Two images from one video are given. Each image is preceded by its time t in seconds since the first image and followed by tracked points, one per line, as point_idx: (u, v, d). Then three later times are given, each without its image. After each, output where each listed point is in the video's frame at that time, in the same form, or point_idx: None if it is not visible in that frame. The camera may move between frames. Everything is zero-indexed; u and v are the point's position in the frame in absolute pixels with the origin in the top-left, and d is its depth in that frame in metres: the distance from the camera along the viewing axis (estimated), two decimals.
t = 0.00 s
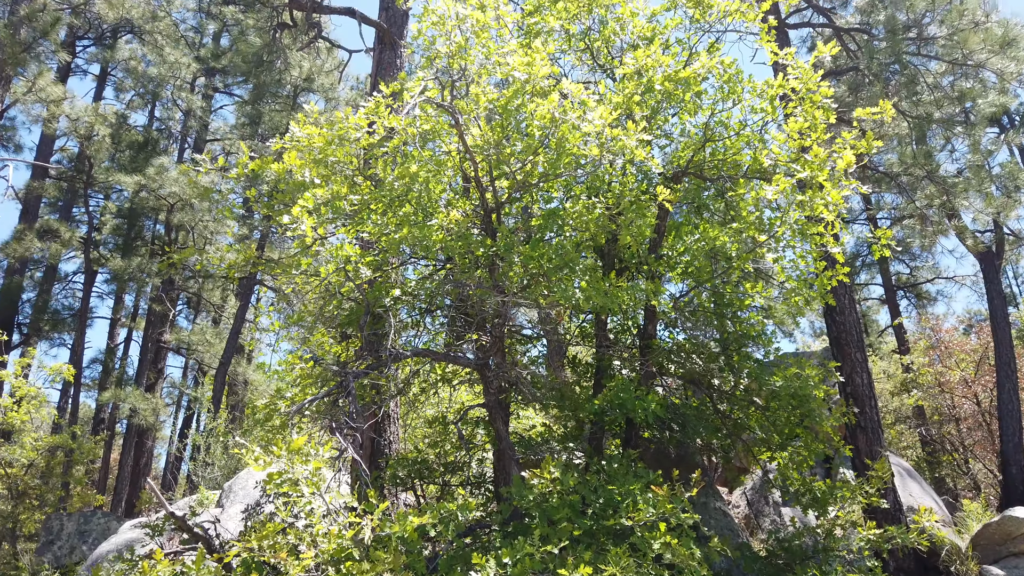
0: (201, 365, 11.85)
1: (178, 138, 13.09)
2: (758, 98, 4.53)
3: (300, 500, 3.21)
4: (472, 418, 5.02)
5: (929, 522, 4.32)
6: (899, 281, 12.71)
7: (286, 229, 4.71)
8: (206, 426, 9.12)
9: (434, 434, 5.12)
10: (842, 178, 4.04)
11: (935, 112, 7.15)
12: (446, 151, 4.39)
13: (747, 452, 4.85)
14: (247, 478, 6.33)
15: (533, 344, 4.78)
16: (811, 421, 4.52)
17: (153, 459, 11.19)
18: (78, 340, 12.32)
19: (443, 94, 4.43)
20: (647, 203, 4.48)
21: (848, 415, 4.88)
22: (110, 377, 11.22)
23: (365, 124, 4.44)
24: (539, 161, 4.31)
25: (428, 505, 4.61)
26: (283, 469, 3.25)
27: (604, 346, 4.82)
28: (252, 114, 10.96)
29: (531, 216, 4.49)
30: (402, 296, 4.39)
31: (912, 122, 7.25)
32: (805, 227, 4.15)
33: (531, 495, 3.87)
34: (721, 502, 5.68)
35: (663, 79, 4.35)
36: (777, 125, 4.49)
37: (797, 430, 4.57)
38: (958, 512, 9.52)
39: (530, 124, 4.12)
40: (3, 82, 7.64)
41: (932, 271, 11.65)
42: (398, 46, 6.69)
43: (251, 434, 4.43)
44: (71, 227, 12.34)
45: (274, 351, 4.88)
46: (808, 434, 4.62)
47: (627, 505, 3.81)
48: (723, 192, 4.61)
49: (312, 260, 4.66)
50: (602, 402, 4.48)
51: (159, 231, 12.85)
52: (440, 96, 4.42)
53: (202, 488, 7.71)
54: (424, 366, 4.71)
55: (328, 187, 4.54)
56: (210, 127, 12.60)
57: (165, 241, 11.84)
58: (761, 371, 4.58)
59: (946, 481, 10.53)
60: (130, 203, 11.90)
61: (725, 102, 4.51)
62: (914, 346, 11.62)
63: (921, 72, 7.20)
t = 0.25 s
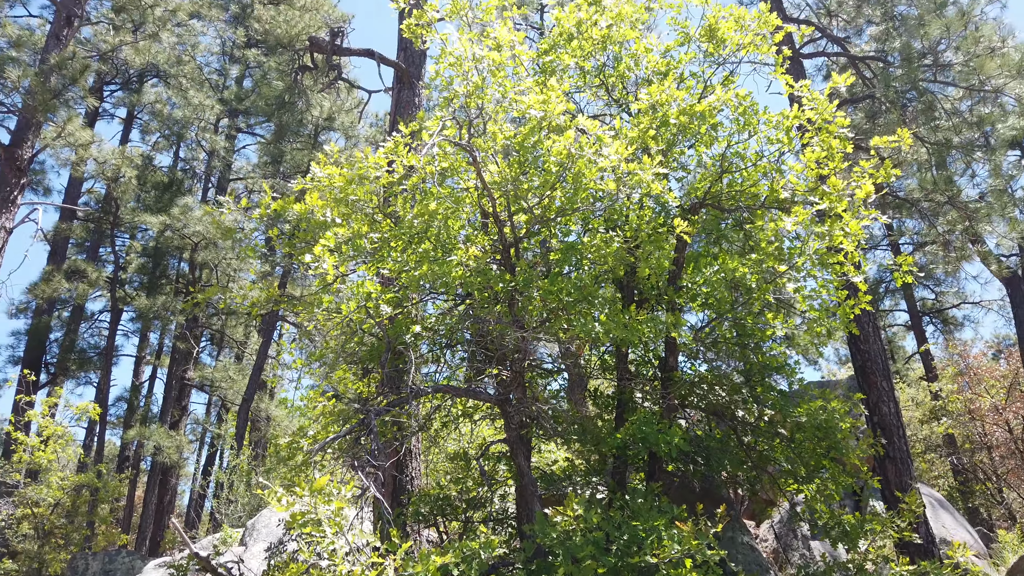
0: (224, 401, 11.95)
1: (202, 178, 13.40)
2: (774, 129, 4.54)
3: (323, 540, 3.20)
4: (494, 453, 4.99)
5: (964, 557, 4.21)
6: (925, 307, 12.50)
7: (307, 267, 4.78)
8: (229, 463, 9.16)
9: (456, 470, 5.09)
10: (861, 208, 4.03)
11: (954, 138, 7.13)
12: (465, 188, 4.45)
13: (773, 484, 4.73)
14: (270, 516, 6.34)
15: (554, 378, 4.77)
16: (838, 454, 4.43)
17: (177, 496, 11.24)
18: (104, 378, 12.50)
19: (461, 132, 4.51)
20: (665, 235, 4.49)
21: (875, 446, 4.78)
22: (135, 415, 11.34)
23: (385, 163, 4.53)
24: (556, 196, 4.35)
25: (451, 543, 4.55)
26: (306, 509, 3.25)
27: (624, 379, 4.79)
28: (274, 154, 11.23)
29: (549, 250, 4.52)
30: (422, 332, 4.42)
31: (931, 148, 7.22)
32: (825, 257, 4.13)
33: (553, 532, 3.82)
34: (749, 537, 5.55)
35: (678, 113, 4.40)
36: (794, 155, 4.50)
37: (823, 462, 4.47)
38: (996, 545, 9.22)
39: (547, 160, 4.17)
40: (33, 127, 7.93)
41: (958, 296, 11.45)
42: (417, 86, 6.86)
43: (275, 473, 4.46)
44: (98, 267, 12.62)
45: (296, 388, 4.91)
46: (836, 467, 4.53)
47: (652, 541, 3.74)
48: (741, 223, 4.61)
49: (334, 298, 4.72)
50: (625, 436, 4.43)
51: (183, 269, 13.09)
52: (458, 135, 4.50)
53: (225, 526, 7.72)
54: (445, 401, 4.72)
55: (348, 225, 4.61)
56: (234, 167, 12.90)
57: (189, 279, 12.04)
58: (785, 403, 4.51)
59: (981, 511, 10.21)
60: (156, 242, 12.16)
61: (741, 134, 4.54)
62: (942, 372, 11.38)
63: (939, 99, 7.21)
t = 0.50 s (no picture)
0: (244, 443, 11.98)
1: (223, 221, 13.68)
2: (789, 164, 4.57)
3: None
4: (514, 493, 4.92)
5: None
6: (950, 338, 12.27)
7: (327, 309, 4.84)
8: (249, 506, 9.14)
9: (476, 511, 5.02)
10: (879, 242, 4.02)
11: (972, 169, 7.13)
12: (482, 228, 4.51)
13: (800, 522, 4.55)
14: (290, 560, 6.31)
15: (574, 416, 4.74)
16: (867, 491, 4.32)
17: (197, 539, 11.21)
18: (126, 420, 12.61)
19: (478, 174, 4.59)
20: (682, 271, 4.50)
21: (905, 483, 4.66)
22: (156, 457, 11.40)
23: (403, 205, 4.61)
24: (573, 234, 4.39)
25: None
26: (327, 554, 3.23)
27: (646, 416, 4.73)
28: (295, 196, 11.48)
29: (567, 287, 4.54)
30: (442, 372, 4.44)
31: (949, 179, 7.20)
32: (844, 291, 4.11)
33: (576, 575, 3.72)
34: None
35: (692, 150, 4.44)
36: (810, 190, 4.51)
37: (852, 499, 4.36)
38: None
39: (563, 199, 4.22)
40: (60, 176, 8.20)
41: (983, 326, 11.24)
42: (433, 128, 7.02)
43: (296, 517, 4.44)
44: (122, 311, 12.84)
45: (316, 429, 4.92)
46: (865, 504, 4.41)
47: None
48: (758, 257, 4.61)
49: (354, 338, 4.76)
50: (647, 475, 4.34)
51: (205, 311, 13.27)
52: (475, 176, 4.58)
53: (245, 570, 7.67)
54: (465, 441, 4.69)
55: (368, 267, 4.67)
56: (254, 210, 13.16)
57: (210, 321, 12.19)
58: (809, 439, 4.46)
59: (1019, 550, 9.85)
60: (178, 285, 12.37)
61: (756, 170, 4.56)
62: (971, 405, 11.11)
63: (955, 130, 7.24)
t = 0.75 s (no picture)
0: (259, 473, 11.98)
1: (239, 251, 13.85)
2: (802, 189, 4.57)
3: None
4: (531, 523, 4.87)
5: None
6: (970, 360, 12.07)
7: (343, 339, 4.87)
8: (265, 537, 9.11)
9: (493, 541, 4.96)
10: (896, 265, 4.00)
11: (988, 191, 7.10)
12: (496, 257, 4.54)
13: (824, 551, 4.42)
14: None
15: (591, 444, 4.70)
16: (890, 519, 4.22)
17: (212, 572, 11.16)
18: (143, 452, 12.67)
19: (491, 203, 4.63)
20: (697, 298, 4.49)
21: (929, 509, 4.56)
22: (173, 488, 11.42)
23: (417, 235, 4.65)
24: (587, 262, 4.41)
25: None
26: None
27: (663, 444, 4.68)
28: (310, 226, 11.64)
29: (582, 315, 4.54)
30: (457, 400, 4.44)
31: (965, 201, 7.19)
32: (861, 315, 4.08)
33: None
34: None
35: (705, 177, 4.47)
36: (824, 214, 4.51)
37: (876, 527, 4.26)
38: None
39: (576, 227, 4.25)
40: (80, 211, 8.39)
41: (1005, 348, 11.05)
42: (447, 158, 7.12)
43: (312, 550, 4.42)
44: (139, 342, 12.97)
45: (332, 459, 4.92)
46: (889, 532, 4.32)
47: None
48: (773, 282, 4.59)
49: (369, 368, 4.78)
50: (666, 505, 4.25)
51: (221, 341, 13.38)
52: (489, 206, 4.63)
53: None
54: (482, 470, 4.67)
55: (383, 297, 4.70)
56: (270, 240, 13.35)
57: (227, 351, 12.27)
58: (830, 465, 4.38)
59: None
60: (195, 316, 12.52)
61: (770, 195, 4.57)
62: (995, 429, 10.88)
63: (969, 152, 7.23)
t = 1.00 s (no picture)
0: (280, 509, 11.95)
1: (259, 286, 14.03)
2: (820, 217, 4.56)
3: None
4: (554, 559, 4.79)
5: None
6: (1000, 385, 11.78)
7: (362, 374, 4.89)
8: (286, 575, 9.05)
9: None
10: (918, 292, 3.96)
11: (1010, 214, 7.05)
12: (514, 289, 4.56)
13: None
14: None
15: (613, 477, 4.64)
16: (924, 552, 4.10)
17: None
18: (165, 489, 12.71)
19: (508, 236, 4.67)
20: (717, 327, 4.47)
21: (964, 542, 4.42)
22: (194, 526, 11.41)
23: (435, 269, 4.70)
24: (605, 293, 4.41)
25: None
26: None
27: (686, 476, 4.60)
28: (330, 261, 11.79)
29: (600, 346, 4.52)
30: (477, 434, 4.42)
31: (987, 225, 7.16)
32: (885, 343, 4.02)
33: None
34: None
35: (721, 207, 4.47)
36: (843, 242, 4.48)
37: (908, 560, 4.13)
38: None
39: (594, 259, 4.26)
40: (104, 250, 8.59)
41: None
42: (463, 192, 7.22)
43: None
44: (161, 378, 13.11)
45: (352, 494, 4.90)
46: (922, 565, 4.19)
47: None
48: (794, 310, 4.56)
49: (389, 402, 4.79)
50: (691, 539, 4.16)
51: (241, 376, 13.48)
52: (506, 239, 4.67)
53: None
54: (503, 505, 4.62)
55: (402, 331, 4.73)
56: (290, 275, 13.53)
57: (247, 386, 12.35)
58: (858, 497, 4.28)
59: None
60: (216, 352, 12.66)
61: (788, 223, 4.56)
62: None
63: (989, 175, 7.18)
